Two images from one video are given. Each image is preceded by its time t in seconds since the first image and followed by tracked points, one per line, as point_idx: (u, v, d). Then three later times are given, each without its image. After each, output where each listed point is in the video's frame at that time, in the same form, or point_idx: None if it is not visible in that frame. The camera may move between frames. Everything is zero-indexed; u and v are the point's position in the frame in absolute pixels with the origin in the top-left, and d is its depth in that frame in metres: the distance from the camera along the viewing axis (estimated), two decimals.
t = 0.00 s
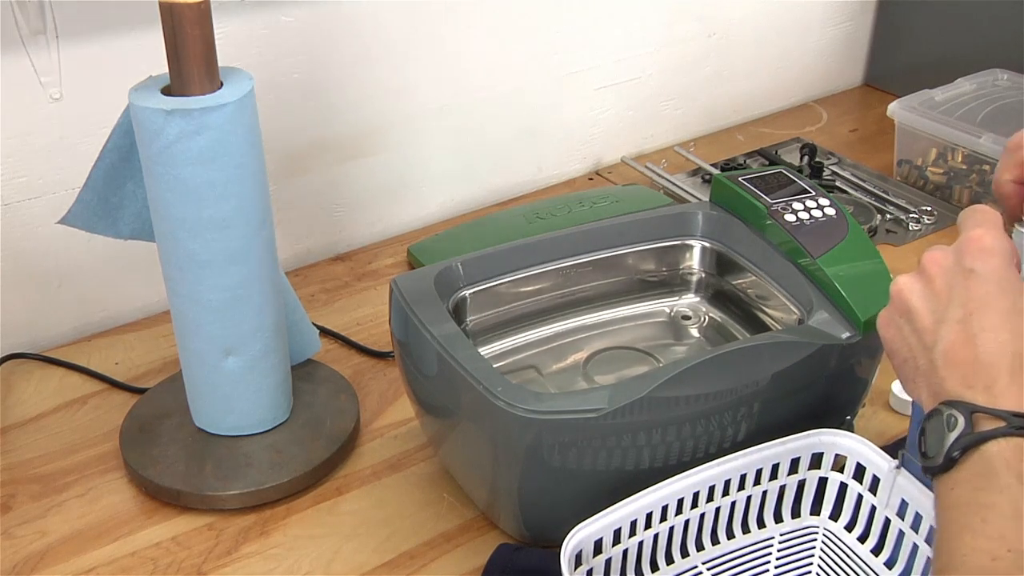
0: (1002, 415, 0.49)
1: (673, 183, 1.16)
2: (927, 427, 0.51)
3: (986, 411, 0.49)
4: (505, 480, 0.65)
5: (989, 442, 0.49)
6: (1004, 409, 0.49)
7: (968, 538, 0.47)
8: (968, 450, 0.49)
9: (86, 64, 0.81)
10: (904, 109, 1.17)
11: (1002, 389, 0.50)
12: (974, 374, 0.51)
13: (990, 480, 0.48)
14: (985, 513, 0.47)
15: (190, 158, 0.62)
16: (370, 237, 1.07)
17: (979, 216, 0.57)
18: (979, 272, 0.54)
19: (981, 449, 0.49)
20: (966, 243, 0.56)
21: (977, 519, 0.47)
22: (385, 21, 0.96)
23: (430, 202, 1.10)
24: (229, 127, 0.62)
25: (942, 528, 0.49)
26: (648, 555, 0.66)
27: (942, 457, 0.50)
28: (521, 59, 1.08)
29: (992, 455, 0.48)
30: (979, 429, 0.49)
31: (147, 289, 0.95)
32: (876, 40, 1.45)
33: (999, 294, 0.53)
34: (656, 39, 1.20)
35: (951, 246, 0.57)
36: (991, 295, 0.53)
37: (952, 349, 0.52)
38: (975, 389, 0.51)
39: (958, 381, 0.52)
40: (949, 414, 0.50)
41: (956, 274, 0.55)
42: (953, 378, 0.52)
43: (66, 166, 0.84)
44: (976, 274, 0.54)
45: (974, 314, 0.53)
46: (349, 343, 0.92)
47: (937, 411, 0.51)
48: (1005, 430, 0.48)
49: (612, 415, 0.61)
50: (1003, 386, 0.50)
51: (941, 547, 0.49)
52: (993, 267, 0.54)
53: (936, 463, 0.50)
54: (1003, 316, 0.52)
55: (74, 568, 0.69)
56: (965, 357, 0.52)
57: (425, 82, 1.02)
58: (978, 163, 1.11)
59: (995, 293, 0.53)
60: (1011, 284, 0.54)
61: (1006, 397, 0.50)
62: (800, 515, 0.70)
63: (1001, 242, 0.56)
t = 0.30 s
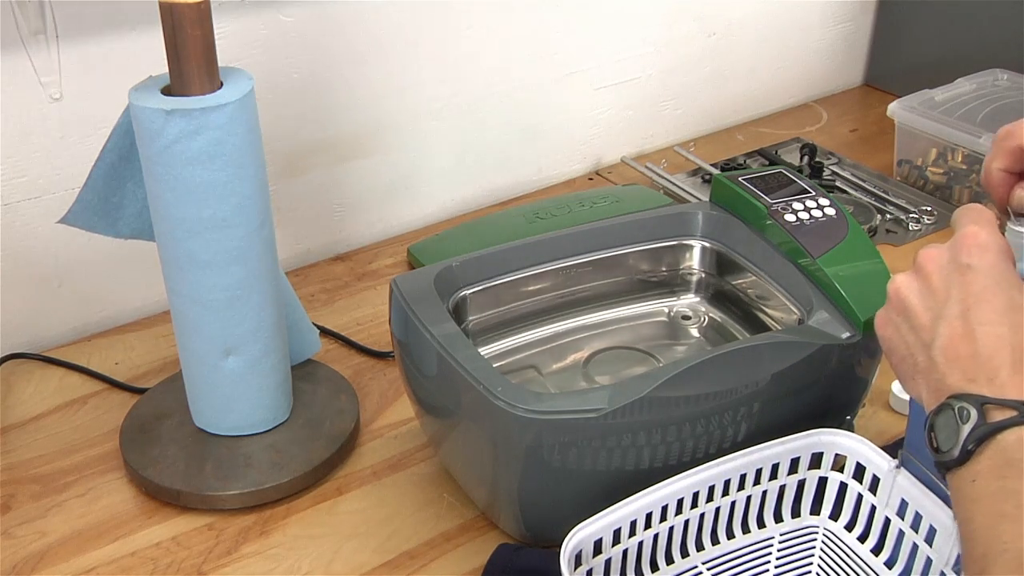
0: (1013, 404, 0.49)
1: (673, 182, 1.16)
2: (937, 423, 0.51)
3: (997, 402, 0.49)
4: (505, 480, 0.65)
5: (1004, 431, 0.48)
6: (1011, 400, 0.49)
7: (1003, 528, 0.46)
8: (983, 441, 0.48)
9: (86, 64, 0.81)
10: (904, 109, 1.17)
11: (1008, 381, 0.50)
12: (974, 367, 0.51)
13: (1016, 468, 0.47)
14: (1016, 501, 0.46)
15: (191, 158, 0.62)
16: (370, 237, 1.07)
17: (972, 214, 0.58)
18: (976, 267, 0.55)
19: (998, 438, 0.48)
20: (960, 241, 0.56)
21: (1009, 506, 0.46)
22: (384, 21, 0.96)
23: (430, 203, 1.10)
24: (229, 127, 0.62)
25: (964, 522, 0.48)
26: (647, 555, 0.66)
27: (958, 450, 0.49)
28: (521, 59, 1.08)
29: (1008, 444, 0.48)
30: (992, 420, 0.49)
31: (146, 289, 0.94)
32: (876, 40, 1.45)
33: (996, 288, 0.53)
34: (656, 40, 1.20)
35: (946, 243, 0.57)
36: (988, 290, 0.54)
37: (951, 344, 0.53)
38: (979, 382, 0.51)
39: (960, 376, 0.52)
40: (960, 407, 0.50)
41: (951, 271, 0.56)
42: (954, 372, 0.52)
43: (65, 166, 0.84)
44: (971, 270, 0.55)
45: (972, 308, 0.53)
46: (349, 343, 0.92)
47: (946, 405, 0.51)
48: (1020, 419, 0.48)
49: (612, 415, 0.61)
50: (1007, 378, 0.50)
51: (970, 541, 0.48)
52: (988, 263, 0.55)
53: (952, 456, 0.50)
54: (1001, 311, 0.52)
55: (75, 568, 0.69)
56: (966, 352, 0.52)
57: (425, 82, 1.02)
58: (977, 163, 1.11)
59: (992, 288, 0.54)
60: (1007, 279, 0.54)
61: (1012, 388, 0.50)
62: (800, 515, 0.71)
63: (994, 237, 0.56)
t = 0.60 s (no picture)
0: None
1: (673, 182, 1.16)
2: (951, 422, 0.51)
3: (1010, 399, 0.49)
4: (505, 480, 0.65)
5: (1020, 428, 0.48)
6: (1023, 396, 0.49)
7: None
8: (999, 440, 0.48)
9: (86, 64, 0.81)
10: (904, 109, 1.17)
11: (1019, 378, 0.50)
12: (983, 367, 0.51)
13: None
14: None
15: (191, 158, 0.62)
16: (370, 237, 1.07)
17: (981, 215, 0.59)
18: (985, 269, 0.55)
19: (1014, 435, 0.48)
20: (968, 242, 0.57)
21: None
22: (384, 21, 0.96)
23: (430, 203, 1.10)
24: (229, 127, 0.62)
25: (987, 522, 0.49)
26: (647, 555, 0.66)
27: (974, 449, 0.49)
28: (521, 59, 1.08)
29: None
30: (1007, 418, 0.49)
31: (147, 289, 0.94)
32: (876, 40, 1.45)
33: (1005, 288, 0.54)
34: (656, 40, 1.20)
35: (953, 245, 0.58)
36: (996, 290, 0.54)
37: (959, 344, 0.53)
38: (988, 381, 0.51)
39: (969, 375, 0.52)
40: (974, 406, 0.50)
41: (958, 272, 0.56)
42: (961, 374, 0.52)
43: (65, 166, 0.84)
44: (979, 270, 0.55)
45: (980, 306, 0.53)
46: (349, 343, 0.92)
47: (959, 404, 0.51)
48: None
49: (613, 415, 0.61)
50: (1016, 375, 0.50)
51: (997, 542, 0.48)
52: (997, 263, 0.55)
53: (968, 456, 0.50)
54: (1011, 312, 0.52)
55: (74, 568, 0.69)
56: (974, 351, 0.52)
57: (425, 83, 1.02)
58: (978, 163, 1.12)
59: (1000, 288, 0.54)
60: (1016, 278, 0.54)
61: None
62: (800, 516, 0.71)
63: (1003, 239, 0.56)
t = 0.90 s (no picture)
0: None
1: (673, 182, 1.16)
2: (962, 427, 0.54)
3: (1017, 399, 0.52)
4: (505, 480, 0.65)
5: None
6: None
7: None
8: (1010, 441, 0.52)
9: (86, 64, 0.81)
10: (904, 109, 1.17)
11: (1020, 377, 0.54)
12: (985, 368, 0.55)
13: None
14: None
15: (191, 158, 0.62)
16: (369, 237, 1.07)
17: (978, 217, 0.63)
18: (982, 270, 0.58)
19: None
20: (963, 244, 0.60)
21: None
22: (384, 21, 0.96)
23: (430, 203, 1.10)
24: (229, 127, 0.62)
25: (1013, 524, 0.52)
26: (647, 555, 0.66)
27: (987, 451, 0.52)
28: (521, 59, 1.08)
29: None
30: (1015, 417, 0.52)
31: (147, 289, 0.94)
32: (876, 40, 1.45)
33: (1002, 289, 0.57)
34: (656, 40, 1.20)
35: (949, 249, 0.61)
36: (993, 291, 0.57)
37: (961, 346, 0.56)
38: (991, 381, 0.54)
39: (972, 375, 0.55)
40: (982, 409, 0.53)
41: (956, 275, 0.59)
42: (964, 375, 0.56)
43: (65, 165, 0.84)
44: (977, 272, 0.59)
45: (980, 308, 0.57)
46: (349, 343, 0.92)
47: (967, 408, 0.54)
48: None
49: (613, 415, 0.61)
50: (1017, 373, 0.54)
51: None
52: (993, 265, 0.59)
53: (982, 459, 0.53)
54: (1009, 312, 0.56)
55: (74, 568, 0.69)
56: (976, 352, 0.56)
57: (424, 83, 1.02)
58: (977, 163, 1.12)
59: (998, 288, 0.57)
60: (1010, 278, 0.58)
61: None
62: (800, 516, 0.71)
63: (999, 239, 0.60)
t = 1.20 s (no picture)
0: None
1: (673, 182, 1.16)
2: (989, 433, 0.53)
3: None
4: (505, 480, 0.65)
5: None
6: None
7: None
8: None
9: (87, 64, 0.81)
10: (904, 109, 1.17)
11: None
12: (999, 368, 0.56)
13: None
14: None
15: (191, 158, 0.62)
16: (369, 237, 1.07)
17: (983, 216, 0.63)
18: (988, 271, 0.59)
19: None
20: (970, 245, 0.60)
21: None
22: (384, 21, 0.96)
23: (430, 203, 1.10)
24: (229, 126, 0.62)
25: None
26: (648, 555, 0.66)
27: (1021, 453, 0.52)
28: (521, 59, 1.08)
29: None
30: None
31: (147, 289, 0.94)
32: (876, 40, 1.45)
33: (1010, 288, 0.58)
34: (657, 40, 1.20)
35: (955, 252, 0.62)
36: (1001, 291, 0.58)
37: (972, 348, 0.57)
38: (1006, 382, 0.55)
39: (986, 377, 0.56)
40: (1008, 410, 0.53)
41: (964, 278, 0.60)
42: (980, 377, 0.56)
43: (64, 165, 0.84)
44: (984, 274, 0.59)
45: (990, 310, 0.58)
46: (349, 343, 0.92)
47: (992, 412, 0.54)
48: None
49: (613, 415, 0.61)
50: None
51: None
52: (999, 266, 0.59)
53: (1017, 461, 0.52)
54: (1018, 311, 0.57)
55: (74, 568, 0.69)
56: (988, 354, 0.56)
57: (424, 82, 1.02)
58: (978, 163, 1.12)
59: (1006, 288, 0.58)
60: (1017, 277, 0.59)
61: None
62: (800, 516, 0.71)
63: (1004, 239, 0.60)
